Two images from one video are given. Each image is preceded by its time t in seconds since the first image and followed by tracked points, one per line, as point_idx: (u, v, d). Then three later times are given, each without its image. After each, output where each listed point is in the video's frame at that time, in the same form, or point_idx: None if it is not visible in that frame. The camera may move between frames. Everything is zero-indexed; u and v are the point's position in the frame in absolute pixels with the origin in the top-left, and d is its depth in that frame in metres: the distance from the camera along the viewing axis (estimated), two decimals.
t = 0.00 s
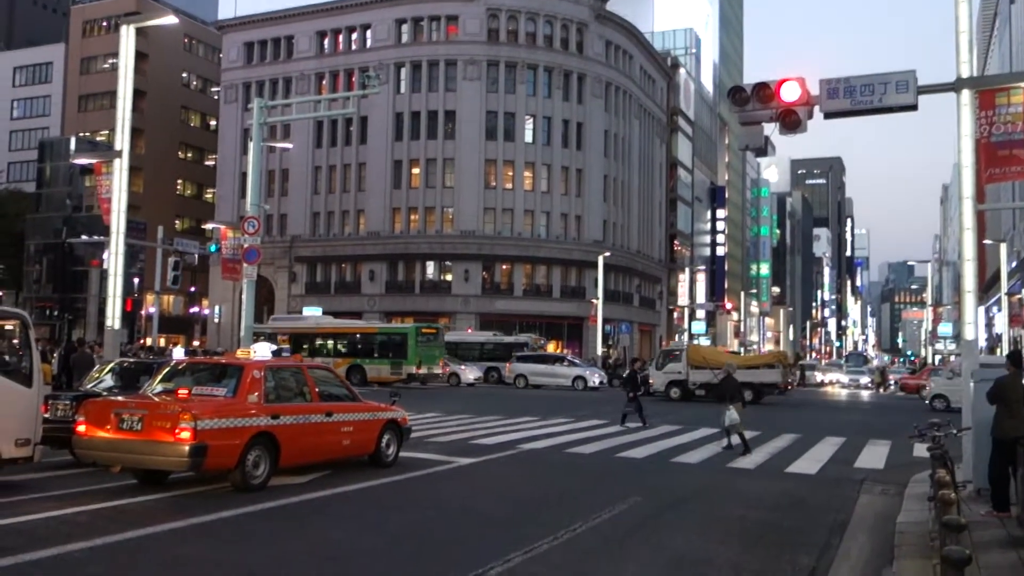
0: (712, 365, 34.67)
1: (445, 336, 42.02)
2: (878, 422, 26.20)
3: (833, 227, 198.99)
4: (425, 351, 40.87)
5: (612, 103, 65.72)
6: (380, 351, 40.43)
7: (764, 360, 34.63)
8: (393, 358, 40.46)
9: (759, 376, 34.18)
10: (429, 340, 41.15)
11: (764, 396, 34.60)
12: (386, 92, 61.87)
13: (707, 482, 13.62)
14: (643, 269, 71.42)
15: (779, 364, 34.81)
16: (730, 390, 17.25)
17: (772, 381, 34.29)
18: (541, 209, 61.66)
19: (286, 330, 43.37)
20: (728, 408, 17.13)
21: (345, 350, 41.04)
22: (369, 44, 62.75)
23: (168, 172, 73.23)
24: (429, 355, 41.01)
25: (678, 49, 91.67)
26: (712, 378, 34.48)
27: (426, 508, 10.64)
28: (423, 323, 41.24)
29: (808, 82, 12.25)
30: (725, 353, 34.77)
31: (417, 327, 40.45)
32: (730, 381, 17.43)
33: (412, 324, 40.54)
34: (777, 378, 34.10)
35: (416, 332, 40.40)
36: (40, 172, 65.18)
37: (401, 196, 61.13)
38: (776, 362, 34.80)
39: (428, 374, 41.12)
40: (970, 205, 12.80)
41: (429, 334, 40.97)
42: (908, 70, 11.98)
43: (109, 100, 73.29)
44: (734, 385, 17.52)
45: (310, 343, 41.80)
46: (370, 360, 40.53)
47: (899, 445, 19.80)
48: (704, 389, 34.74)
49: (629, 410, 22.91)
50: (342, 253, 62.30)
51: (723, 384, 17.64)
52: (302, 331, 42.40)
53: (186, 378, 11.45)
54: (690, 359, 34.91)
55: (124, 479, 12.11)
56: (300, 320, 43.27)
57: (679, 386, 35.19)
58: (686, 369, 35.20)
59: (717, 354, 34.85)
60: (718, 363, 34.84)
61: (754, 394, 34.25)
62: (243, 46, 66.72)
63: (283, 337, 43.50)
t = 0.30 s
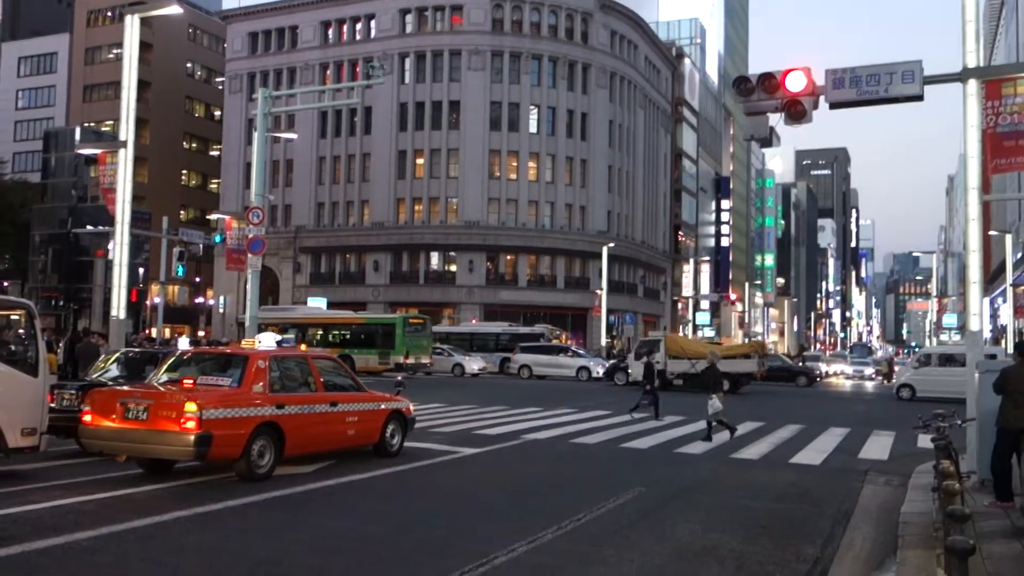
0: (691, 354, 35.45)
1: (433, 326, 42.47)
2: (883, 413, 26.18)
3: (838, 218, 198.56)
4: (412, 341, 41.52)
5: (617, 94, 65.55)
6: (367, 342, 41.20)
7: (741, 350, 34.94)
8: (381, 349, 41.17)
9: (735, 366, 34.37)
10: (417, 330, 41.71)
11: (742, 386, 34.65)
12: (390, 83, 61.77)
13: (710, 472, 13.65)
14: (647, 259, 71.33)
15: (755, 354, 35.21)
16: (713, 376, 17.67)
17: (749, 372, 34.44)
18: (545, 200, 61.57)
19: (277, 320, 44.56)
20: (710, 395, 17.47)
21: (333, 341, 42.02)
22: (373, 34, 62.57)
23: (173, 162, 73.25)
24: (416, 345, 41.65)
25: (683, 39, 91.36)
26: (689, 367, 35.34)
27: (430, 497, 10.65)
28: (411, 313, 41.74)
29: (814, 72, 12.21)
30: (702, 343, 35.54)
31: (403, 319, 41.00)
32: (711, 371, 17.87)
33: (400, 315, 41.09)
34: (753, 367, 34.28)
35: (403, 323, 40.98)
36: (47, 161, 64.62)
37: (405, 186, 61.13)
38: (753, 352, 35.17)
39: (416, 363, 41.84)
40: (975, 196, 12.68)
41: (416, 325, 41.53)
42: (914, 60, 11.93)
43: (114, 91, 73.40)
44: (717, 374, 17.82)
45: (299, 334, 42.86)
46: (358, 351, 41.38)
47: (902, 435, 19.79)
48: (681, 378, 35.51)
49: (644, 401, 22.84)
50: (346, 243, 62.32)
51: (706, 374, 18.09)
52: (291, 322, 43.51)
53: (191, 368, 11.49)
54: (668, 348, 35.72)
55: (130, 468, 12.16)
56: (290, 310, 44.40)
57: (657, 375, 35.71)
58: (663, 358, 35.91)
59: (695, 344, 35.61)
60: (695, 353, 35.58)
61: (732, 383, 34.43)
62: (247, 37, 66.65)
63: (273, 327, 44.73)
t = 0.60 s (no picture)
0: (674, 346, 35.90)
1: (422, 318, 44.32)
2: (886, 406, 26.21)
3: (842, 211, 198.09)
4: (401, 334, 43.25)
5: (621, 86, 65.45)
6: (357, 335, 42.82)
7: (724, 342, 35.15)
8: (371, 341, 42.81)
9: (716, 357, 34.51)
10: (406, 323, 43.60)
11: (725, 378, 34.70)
12: (393, 75, 61.67)
13: (714, 465, 13.66)
14: (651, 252, 71.25)
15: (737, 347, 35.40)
16: (700, 371, 18.15)
17: (729, 363, 34.48)
18: (549, 192, 61.47)
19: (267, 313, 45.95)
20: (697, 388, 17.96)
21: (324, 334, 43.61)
22: (376, 26, 62.50)
23: (176, 155, 73.28)
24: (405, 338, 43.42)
25: (687, 31, 91.13)
26: (670, 358, 35.60)
27: (434, 490, 10.68)
28: (400, 306, 43.56)
29: (819, 65, 12.18)
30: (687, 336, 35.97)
31: (394, 311, 42.78)
32: (699, 363, 18.40)
33: (390, 308, 42.75)
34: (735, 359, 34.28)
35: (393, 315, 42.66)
36: (49, 155, 64.85)
37: (408, 179, 61.09)
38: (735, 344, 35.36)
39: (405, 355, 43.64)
40: (980, 189, 12.67)
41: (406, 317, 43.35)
42: (920, 52, 11.88)
43: (117, 83, 73.60)
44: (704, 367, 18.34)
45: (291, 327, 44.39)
46: (348, 343, 42.96)
47: (906, 429, 19.77)
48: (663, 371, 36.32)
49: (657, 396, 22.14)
50: (349, 236, 62.37)
51: (693, 368, 18.63)
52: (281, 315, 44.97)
53: (195, 360, 11.51)
54: (650, 340, 36.31)
55: (135, 460, 12.19)
56: (280, 304, 45.92)
57: (639, 367, 36.75)
58: (646, 351, 36.76)
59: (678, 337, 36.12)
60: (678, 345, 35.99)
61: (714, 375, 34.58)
62: (250, 29, 66.61)
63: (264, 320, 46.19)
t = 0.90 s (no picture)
0: (652, 339, 36.50)
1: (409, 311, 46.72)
2: (888, 398, 26.21)
3: (845, 203, 197.66)
4: (388, 325, 45.59)
5: (624, 78, 65.29)
6: (345, 326, 45.30)
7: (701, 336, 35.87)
8: (358, 332, 45.22)
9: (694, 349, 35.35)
10: (394, 315, 46.08)
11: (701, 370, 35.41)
12: (396, 67, 61.55)
13: (716, 457, 13.66)
14: (654, 244, 71.18)
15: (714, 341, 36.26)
16: (681, 361, 18.23)
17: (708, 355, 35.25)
18: (551, 184, 61.42)
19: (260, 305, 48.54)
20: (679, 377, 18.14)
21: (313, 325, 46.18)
22: (379, 18, 62.39)
23: (179, 146, 73.31)
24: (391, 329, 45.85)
25: (691, 23, 90.87)
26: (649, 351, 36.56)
27: (437, 482, 10.70)
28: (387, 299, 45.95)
29: (822, 56, 12.14)
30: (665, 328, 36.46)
31: (380, 303, 45.33)
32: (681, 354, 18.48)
33: (376, 300, 45.20)
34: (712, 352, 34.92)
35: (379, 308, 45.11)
36: (53, 146, 65.15)
37: (411, 171, 61.04)
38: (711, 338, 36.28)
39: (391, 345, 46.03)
40: (985, 180, 12.64)
41: (392, 309, 45.75)
42: (924, 44, 11.85)
43: (120, 75, 73.80)
44: (686, 357, 18.59)
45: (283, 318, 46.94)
46: (336, 334, 45.44)
47: (910, 421, 19.76)
48: (642, 363, 36.57)
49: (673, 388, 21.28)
50: (352, 228, 62.35)
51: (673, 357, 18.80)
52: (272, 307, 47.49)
53: (199, 352, 11.53)
54: (630, 333, 36.58)
55: (138, 451, 12.22)
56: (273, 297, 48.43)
57: (619, 359, 36.71)
58: (625, 343, 36.79)
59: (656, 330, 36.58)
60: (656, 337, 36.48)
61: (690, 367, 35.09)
62: (252, 20, 66.45)
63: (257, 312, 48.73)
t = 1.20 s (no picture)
0: (634, 333, 36.49)
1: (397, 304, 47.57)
2: (889, 393, 26.25)
3: (847, 197, 197.43)
4: (376, 318, 46.41)
5: (627, 72, 65.21)
6: (334, 319, 45.92)
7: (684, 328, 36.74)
8: (347, 325, 45.85)
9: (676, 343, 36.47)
10: (381, 309, 46.72)
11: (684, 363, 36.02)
12: (398, 60, 61.44)
13: (716, 451, 13.68)
14: (656, 239, 71.14)
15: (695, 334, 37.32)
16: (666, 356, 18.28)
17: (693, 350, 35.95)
18: (554, 178, 61.39)
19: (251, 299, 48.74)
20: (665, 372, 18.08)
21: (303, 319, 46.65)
22: (381, 11, 62.27)
23: (181, 140, 73.28)
24: (379, 322, 46.60)
25: (693, 16, 90.66)
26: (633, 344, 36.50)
27: (439, 476, 10.72)
28: (375, 292, 46.74)
29: (826, 50, 12.10)
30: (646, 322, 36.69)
31: (369, 297, 46.02)
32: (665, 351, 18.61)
33: (365, 294, 45.97)
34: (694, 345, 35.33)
35: (368, 301, 45.90)
36: (55, 140, 65.24)
37: (413, 165, 60.98)
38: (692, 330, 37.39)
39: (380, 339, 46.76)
40: (987, 175, 12.60)
41: (381, 303, 46.64)
42: (927, 38, 11.80)
43: (122, 68, 73.61)
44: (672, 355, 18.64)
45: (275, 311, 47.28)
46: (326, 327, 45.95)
47: (911, 416, 19.76)
48: (624, 356, 36.66)
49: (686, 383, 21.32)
50: (354, 222, 62.31)
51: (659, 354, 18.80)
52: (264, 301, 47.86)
53: (200, 346, 11.54)
54: (612, 327, 36.54)
55: (141, 445, 12.24)
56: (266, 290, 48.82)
57: (602, 352, 36.81)
58: (607, 336, 36.80)
59: (638, 323, 36.62)
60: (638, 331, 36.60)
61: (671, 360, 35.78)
62: (254, 14, 66.34)
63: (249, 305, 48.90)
